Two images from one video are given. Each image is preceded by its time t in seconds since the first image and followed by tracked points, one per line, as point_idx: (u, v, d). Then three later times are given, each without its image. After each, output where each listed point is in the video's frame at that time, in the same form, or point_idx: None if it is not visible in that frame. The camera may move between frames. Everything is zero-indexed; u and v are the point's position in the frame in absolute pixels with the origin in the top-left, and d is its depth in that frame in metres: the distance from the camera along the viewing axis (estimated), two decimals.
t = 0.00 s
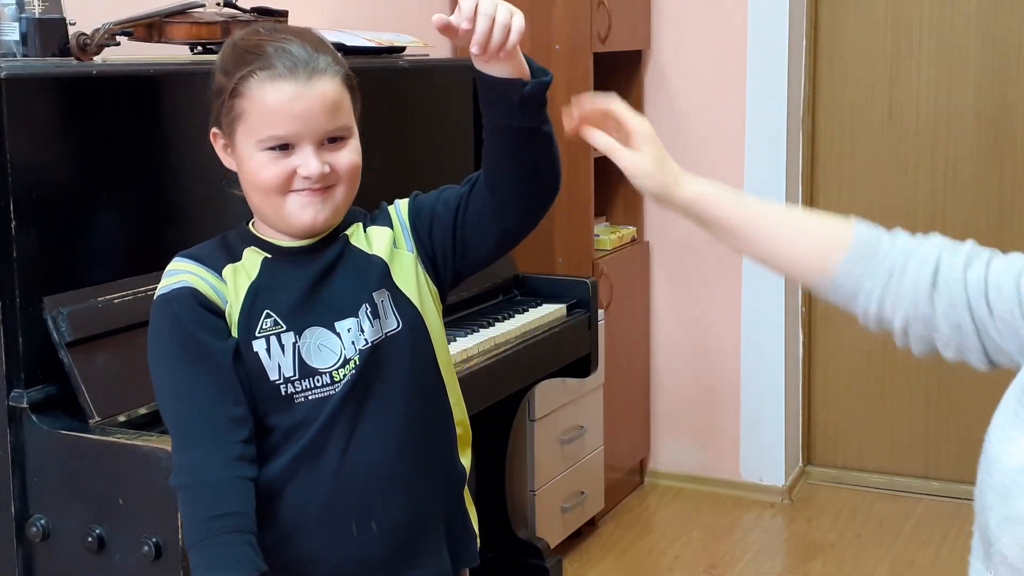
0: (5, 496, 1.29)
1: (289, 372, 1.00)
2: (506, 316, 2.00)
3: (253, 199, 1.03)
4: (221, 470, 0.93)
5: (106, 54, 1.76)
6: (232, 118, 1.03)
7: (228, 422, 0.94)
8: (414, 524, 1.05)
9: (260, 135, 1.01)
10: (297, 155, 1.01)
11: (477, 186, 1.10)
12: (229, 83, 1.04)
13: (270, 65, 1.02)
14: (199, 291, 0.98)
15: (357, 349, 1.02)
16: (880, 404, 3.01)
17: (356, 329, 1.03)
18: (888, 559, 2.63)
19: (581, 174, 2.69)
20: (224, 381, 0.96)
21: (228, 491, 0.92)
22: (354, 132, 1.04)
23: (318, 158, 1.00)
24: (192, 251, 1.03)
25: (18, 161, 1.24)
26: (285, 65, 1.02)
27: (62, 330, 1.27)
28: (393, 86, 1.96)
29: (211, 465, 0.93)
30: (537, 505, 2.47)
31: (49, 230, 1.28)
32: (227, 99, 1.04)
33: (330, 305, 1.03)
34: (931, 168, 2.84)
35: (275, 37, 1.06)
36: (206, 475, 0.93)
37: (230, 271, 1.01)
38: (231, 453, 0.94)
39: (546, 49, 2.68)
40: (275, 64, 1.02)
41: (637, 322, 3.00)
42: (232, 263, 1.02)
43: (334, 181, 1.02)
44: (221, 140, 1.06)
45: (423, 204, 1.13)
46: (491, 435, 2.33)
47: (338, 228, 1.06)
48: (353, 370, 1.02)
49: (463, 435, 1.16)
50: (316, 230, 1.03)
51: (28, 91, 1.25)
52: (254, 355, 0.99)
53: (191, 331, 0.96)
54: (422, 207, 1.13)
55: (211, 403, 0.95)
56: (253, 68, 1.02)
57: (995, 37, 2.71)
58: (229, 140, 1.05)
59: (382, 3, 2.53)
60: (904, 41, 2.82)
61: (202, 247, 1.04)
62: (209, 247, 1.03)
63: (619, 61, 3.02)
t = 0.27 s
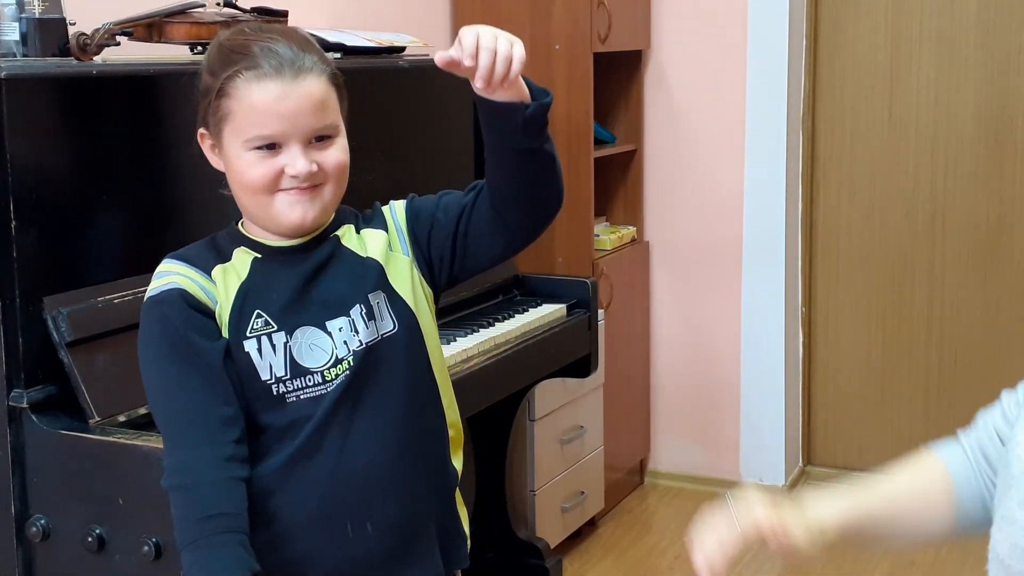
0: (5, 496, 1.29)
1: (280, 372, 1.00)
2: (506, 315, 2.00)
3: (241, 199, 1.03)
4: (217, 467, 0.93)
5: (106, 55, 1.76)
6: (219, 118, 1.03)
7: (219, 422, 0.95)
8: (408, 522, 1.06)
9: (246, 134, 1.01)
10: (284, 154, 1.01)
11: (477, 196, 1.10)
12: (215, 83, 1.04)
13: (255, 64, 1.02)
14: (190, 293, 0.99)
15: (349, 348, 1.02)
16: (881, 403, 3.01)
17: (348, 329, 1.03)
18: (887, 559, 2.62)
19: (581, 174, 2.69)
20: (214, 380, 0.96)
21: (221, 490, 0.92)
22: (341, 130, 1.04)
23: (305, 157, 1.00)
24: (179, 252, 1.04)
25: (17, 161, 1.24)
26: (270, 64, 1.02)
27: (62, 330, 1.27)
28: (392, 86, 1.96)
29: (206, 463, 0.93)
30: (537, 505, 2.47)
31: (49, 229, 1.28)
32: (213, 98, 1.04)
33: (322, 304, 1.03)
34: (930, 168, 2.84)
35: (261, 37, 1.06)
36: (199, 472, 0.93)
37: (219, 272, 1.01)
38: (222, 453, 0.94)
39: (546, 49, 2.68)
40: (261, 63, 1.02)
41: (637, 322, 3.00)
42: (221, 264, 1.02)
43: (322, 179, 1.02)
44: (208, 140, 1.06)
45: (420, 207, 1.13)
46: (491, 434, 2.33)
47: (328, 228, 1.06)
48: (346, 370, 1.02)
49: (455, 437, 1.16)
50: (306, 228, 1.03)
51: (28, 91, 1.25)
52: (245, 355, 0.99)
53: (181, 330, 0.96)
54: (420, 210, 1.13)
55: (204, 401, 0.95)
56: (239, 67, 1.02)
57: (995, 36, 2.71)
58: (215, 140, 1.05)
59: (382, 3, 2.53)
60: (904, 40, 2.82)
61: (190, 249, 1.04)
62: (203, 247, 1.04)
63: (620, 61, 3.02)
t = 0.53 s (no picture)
0: (5, 496, 1.29)
1: (260, 377, 1.00)
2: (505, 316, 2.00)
3: (224, 196, 1.03)
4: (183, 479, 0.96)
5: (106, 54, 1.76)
6: (204, 115, 1.03)
7: (187, 433, 0.96)
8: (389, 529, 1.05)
9: (231, 131, 1.01)
10: (270, 151, 1.01)
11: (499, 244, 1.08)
12: (199, 80, 1.04)
13: (240, 61, 1.02)
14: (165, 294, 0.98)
15: (334, 356, 1.02)
16: (881, 403, 3.02)
17: (333, 336, 1.02)
18: (888, 559, 2.63)
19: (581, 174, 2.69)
20: (186, 388, 0.97)
21: (185, 503, 0.95)
22: (327, 127, 1.05)
23: (290, 153, 1.01)
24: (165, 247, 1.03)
25: (18, 162, 1.24)
26: (255, 60, 1.02)
27: (63, 330, 1.27)
28: (392, 85, 1.96)
29: (173, 476, 0.95)
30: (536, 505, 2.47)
31: (49, 231, 1.28)
32: (198, 95, 1.04)
33: (306, 310, 1.02)
34: (930, 167, 2.84)
35: (246, 33, 1.06)
36: (166, 483, 0.95)
37: (202, 273, 1.01)
38: (191, 464, 0.96)
39: (546, 49, 2.68)
40: (246, 60, 1.02)
41: (637, 322, 3.00)
42: (205, 265, 1.02)
43: (307, 177, 1.02)
44: (191, 138, 1.06)
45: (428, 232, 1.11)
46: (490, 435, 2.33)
47: (314, 232, 1.05)
48: (328, 377, 1.01)
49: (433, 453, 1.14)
50: (292, 229, 1.03)
51: (28, 91, 1.25)
52: (225, 359, 1.00)
53: (154, 338, 0.97)
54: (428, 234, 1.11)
55: (173, 411, 0.96)
56: (223, 64, 1.02)
57: (995, 36, 2.71)
58: (200, 137, 1.05)
59: (382, 2, 2.53)
60: (904, 40, 2.82)
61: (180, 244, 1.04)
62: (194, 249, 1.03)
63: (620, 61, 3.02)
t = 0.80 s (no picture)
0: (5, 497, 1.29)
1: (237, 384, 1.02)
2: (506, 315, 2.00)
3: (213, 195, 1.05)
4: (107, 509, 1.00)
5: (106, 54, 1.76)
6: (196, 112, 1.06)
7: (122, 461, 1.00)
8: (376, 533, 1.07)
9: (224, 130, 1.04)
10: (261, 151, 1.03)
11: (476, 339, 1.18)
12: (194, 78, 1.06)
13: (236, 60, 1.05)
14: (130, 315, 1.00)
15: (313, 364, 1.03)
16: (880, 403, 3.02)
17: (315, 342, 1.04)
18: (888, 559, 2.63)
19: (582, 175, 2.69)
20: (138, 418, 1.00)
21: (105, 525, 1.00)
22: (319, 131, 1.07)
23: (282, 156, 1.03)
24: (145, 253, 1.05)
25: (18, 162, 1.24)
26: (251, 60, 1.05)
27: (63, 329, 1.26)
28: (392, 85, 1.96)
29: (100, 503, 1.00)
30: (537, 505, 2.48)
31: (49, 230, 1.28)
32: (192, 92, 1.06)
33: (288, 316, 1.04)
34: (931, 166, 2.84)
35: (242, 33, 1.08)
36: (91, 510, 1.00)
37: (173, 282, 1.02)
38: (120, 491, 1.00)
39: (546, 49, 2.68)
40: (242, 59, 1.05)
41: (637, 322, 3.00)
42: (179, 274, 1.03)
43: (297, 180, 1.05)
44: (182, 135, 1.08)
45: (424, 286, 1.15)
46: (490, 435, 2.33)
47: (297, 236, 1.07)
48: (306, 385, 1.03)
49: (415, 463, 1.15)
50: (276, 231, 1.05)
51: (29, 90, 1.25)
52: (202, 364, 1.01)
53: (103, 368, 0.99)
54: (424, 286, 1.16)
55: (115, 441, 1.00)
56: (219, 62, 1.05)
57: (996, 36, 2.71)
58: (191, 136, 1.07)
59: (383, 2, 2.53)
60: (905, 40, 2.81)
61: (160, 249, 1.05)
62: (177, 255, 1.04)
63: (620, 61, 3.02)
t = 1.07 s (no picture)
0: (4, 498, 1.29)
1: (237, 383, 1.04)
2: (506, 315, 2.00)
3: (211, 198, 1.06)
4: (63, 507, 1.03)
5: (106, 54, 1.76)
6: (196, 114, 1.06)
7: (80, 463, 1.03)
8: (367, 532, 1.10)
9: (224, 133, 1.04)
10: (262, 155, 1.05)
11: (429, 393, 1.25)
12: (194, 79, 1.07)
13: (239, 63, 1.06)
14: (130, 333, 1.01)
15: (313, 365, 1.08)
16: (880, 404, 3.01)
17: (316, 344, 1.08)
18: (888, 559, 2.63)
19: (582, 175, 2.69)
20: (109, 424, 1.03)
21: (56, 523, 1.03)
22: (320, 138, 1.10)
23: (283, 160, 1.05)
24: (121, 263, 1.05)
25: (18, 161, 1.24)
26: (254, 63, 1.07)
27: (63, 330, 1.27)
28: (392, 85, 1.96)
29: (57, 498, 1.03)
30: (536, 505, 2.48)
31: (50, 229, 1.28)
32: (191, 93, 1.07)
33: (291, 319, 1.08)
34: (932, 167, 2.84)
35: (242, 36, 1.10)
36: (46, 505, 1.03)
37: (165, 292, 1.04)
38: (75, 491, 1.03)
39: (546, 49, 2.68)
40: (244, 61, 1.07)
41: (637, 322, 3.00)
42: (166, 282, 1.04)
43: (298, 185, 1.07)
44: (178, 136, 1.09)
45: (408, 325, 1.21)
46: (490, 435, 2.32)
47: (296, 242, 1.12)
48: (305, 386, 1.07)
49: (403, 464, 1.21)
50: (272, 234, 1.08)
51: (30, 90, 1.25)
52: (203, 362, 1.03)
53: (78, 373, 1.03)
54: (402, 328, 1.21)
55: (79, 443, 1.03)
56: (222, 64, 1.06)
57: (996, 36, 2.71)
58: (189, 138, 1.08)
59: (382, 2, 2.53)
60: (905, 40, 2.81)
61: (149, 250, 1.06)
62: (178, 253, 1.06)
63: (619, 61, 3.02)
